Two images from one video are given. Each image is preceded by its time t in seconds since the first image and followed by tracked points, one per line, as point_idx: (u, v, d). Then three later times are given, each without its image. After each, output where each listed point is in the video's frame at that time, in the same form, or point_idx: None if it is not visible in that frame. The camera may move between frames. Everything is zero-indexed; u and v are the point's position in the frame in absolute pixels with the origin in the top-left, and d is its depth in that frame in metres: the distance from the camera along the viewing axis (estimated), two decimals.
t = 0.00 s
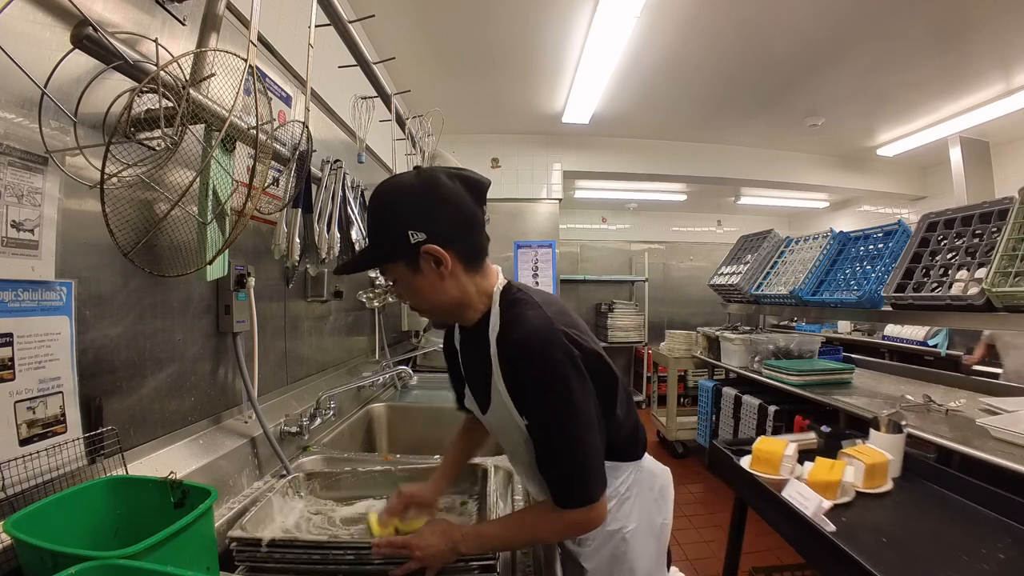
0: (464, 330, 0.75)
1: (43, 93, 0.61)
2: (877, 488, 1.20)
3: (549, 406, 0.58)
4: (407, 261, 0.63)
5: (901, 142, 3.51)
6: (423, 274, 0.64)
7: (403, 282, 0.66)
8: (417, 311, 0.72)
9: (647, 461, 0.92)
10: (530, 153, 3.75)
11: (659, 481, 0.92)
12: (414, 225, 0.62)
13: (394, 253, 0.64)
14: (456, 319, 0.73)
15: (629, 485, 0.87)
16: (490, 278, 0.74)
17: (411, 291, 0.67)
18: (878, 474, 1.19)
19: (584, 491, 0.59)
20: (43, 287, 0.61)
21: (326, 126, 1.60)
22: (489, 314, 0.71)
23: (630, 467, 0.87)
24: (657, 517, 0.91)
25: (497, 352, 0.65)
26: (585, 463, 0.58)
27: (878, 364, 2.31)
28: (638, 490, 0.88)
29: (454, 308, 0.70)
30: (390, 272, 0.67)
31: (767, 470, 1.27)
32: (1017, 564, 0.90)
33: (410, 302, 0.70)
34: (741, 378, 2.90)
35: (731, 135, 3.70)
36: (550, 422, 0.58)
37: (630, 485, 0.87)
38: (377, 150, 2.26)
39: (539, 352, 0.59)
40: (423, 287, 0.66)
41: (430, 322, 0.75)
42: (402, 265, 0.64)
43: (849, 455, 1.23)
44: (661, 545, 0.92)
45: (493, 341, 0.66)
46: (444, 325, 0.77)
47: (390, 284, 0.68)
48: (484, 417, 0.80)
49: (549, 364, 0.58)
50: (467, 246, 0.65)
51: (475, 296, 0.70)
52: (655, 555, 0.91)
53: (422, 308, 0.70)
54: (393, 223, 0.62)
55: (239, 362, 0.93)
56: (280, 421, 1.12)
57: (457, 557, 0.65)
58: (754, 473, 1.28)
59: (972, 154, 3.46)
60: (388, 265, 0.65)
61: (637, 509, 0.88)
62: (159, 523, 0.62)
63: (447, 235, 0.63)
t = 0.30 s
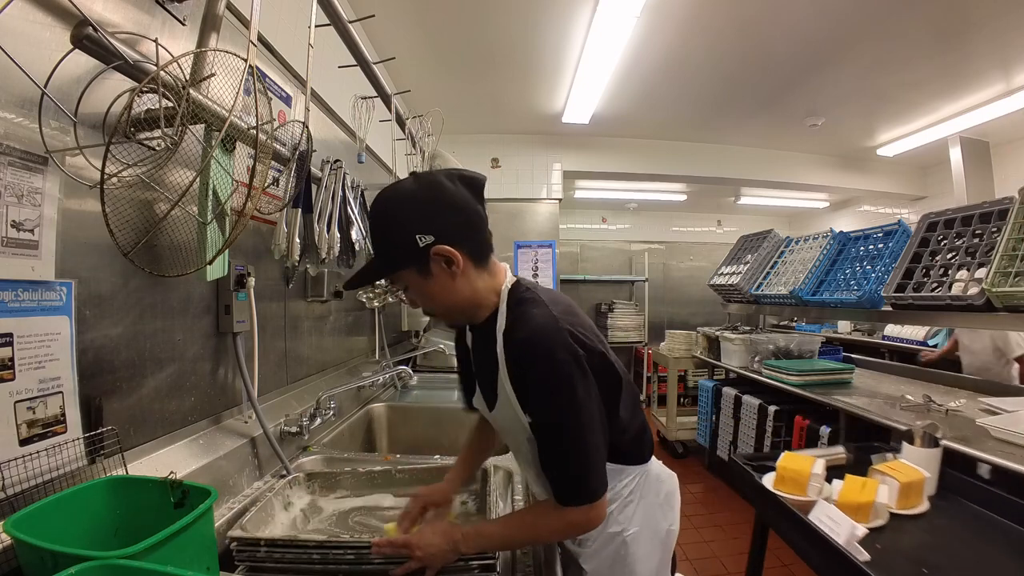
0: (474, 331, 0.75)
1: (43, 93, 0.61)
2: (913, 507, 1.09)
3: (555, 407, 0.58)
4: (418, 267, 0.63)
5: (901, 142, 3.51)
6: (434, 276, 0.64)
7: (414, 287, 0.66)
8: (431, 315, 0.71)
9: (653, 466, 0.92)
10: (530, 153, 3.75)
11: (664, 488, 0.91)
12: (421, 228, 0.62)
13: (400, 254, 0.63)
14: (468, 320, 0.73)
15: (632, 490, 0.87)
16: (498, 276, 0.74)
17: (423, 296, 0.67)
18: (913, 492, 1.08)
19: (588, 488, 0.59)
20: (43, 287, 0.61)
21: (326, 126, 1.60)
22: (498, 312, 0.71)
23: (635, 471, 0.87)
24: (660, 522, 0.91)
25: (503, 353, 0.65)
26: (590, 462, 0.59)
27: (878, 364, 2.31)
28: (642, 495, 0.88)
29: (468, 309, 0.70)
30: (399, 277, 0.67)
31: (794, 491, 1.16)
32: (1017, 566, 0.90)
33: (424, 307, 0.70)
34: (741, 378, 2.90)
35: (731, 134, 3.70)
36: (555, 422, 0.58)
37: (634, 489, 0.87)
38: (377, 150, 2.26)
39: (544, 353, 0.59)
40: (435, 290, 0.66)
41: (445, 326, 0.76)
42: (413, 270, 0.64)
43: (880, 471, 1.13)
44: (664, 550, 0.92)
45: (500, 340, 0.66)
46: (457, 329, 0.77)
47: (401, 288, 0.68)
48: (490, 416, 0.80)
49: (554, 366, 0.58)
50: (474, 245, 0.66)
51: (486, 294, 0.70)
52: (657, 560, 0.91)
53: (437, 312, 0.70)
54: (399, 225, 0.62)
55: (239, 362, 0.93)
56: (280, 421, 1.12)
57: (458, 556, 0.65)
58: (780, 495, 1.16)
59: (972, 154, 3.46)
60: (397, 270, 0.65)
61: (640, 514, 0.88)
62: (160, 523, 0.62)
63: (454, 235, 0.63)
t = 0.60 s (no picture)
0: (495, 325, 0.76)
1: (43, 93, 0.61)
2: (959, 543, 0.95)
3: (556, 405, 0.58)
4: (435, 262, 0.64)
5: (901, 142, 3.51)
6: (452, 270, 0.64)
7: (434, 282, 0.67)
8: (454, 309, 0.72)
9: (663, 475, 0.91)
10: (530, 153, 3.75)
11: (673, 498, 0.91)
12: (437, 225, 0.62)
13: (414, 250, 0.63)
14: (489, 313, 0.74)
15: (637, 494, 0.87)
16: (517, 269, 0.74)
17: (443, 291, 0.68)
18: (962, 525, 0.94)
19: (587, 488, 0.59)
20: (43, 287, 0.61)
21: (326, 126, 1.60)
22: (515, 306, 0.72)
23: (640, 478, 0.86)
24: (665, 531, 0.90)
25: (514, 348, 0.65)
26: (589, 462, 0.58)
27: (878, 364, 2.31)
28: (648, 502, 0.87)
29: (488, 302, 0.70)
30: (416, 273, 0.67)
31: (828, 520, 1.00)
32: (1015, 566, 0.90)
33: (444, 303, 0.71)
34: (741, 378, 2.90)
35: (730, 135, 3.70)
36: (556, 421, 0.58)
37: (638, 496, 0.87)
38: (377, 150, 2.26)
39: (549, 351, 0.59)
40: (454, 285, 0.66)
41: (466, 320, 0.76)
42: (431, 265, 0.64)
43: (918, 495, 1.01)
44: (667, 560, 0.91)
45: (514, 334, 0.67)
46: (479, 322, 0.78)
47: (419, 285, 0.68)
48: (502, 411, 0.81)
49: (557, 366, 0.59)
50: (489, 239, 0.65)
51: (507, 288, 0.70)
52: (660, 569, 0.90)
53: (459, 306, 0.70)
54: (411, 222, 0.62)
55: (239, 362, 0.93)
56: (280, 421, 1.12)
57: (457, 557, 0.66)
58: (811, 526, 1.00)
59: (972, 154, 3.46)
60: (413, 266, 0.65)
61: (643, 521, 0.87)
62: (159, 523, 0.62)
63: (469, 229, 0.63)
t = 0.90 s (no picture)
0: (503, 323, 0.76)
1: (43, 93, 0.61)
2: None
3: (562, 407, 0.58)
4: (446, 259, 0.64)
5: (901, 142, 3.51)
6: (462, 269, 0.65)
7: (444, 280, 0.67)
8: (463, 306, 0.73)
9: (666, 480, 0.91)
10: (531, 153, 3.75)
11: (676, 504, 0.91)
12: (448, 223, 0.62)
13: (424, 249, 0.64)
14: (498, 312, 0.74)
15: (639, 499, 0.87)
16: (527, 268, 0.74)
17: (452, 288, 0.68)
18: None
19: (591, 490, 0.59)
20: (43, 287, 0.61)
21: (326, 126, 1.60)
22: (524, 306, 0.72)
23: (643, 483, 0.87)
24: (666, 536, 0.90)
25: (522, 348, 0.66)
26: (593, 464, 0.58)
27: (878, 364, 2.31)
28: (650, 507, 0.87)
29: (497, 300, 0.70)
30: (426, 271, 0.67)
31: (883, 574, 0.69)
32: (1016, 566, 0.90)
33: (453, 299, 0.71)
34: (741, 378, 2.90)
35: (730, 134, 3.70)
36: (561, 422, 0.58)
37: (640, 501, 0.87)
38: (377, 150, 2.26)
39: (556, 352, 0.59)
40: (464, 283, 0.66)
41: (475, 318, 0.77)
42: (441, 263, 0.64)
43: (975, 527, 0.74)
44: (668, 565, 0.91)
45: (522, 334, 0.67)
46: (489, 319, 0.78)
47: (428, 282, 0.69)
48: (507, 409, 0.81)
49: (564, 368, 0.58)
50: (499, 239, 0.65)
51: (518, 288, 0.71)
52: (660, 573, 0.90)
53: (467, 303, 0.71)
54: (421, 221, 0.62)
55: (238, 362, 0.93)
56: (280, 421, 1.12)
57: (455, 557, 0.66)
58: None
59: (972, 154, 3.46)
60: (423, 263, 0.65)
61: (644, 526, 0.87)
62: (159, 523, 0.62)
63: (480, 229, 0.63)
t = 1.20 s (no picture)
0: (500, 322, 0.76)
1: (43, 93, 0.61)
2: None
3: (558, 408, 0.58)
4: (443, 261, 0.64)
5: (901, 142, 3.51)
6: (459, 271, 0.65)
7: (440, 280, 0.67)
8: (457, 305, 0.73)
9: (664, 479, 0.91)
10: (531, 153, 3.75)
11: (673, 503, 0.91)
12: (446, 225, 0.62)
13: (422, 250, 0.64)
14: (493, 312, 0.75)
15: (637, 499, 0.87)
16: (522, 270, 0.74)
17: (448, 288, 0.68)
18: None
19: (586, 492, 0.59)
20: (43, 287, 0.61)
21: (326, 126, 1.60)
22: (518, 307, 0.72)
23: (641, 482, 0.86)
24: (664, 535, 0.90)
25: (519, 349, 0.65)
26: (588, 465, 0.59)
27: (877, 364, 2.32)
28: (648, 506, 0.87)
29: (492, 301, 0.71)
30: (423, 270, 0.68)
31: None
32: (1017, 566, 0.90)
33: (448, 298, 0.72)
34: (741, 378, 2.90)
35: (730, 134, 3.70)
36: (556, 424, 0.58)
37: (638, 501, 0.87)
38: (377, 150, 2.26)
39: (553, 353, 0.59)
40: (462, 284, 0.67)
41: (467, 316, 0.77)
42: (438, 264, 0.64)
43: None
44: (664, 563, 0.92)
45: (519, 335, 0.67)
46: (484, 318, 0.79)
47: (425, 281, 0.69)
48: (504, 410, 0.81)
49: (560, 370, 0.58)
50: (497, 241, 0.65)
51: (512, 290, 0.71)
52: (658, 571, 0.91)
53: (461, 302, 0.71)
54: (419, 221, 0.62)
55: (238, 362, 0.93)
56: (280, 421, 1.12)
57: (453, 556, 0.65)
58: None
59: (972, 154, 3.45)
60: (420, 263, 0.66)
61: (642, 526, 0.87)
62: (160, 523, 0.62)
63: (477, 231, 0.63)
